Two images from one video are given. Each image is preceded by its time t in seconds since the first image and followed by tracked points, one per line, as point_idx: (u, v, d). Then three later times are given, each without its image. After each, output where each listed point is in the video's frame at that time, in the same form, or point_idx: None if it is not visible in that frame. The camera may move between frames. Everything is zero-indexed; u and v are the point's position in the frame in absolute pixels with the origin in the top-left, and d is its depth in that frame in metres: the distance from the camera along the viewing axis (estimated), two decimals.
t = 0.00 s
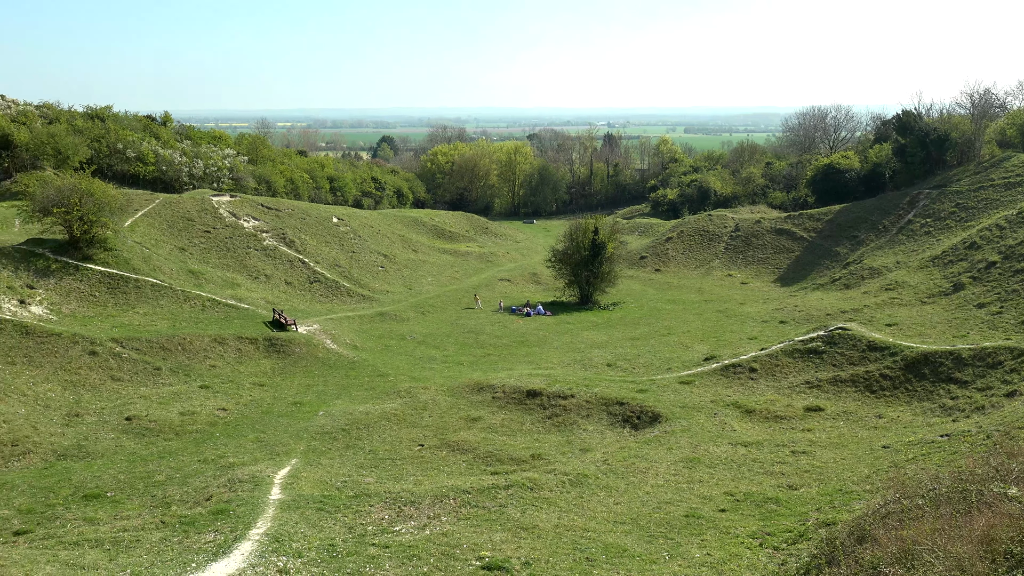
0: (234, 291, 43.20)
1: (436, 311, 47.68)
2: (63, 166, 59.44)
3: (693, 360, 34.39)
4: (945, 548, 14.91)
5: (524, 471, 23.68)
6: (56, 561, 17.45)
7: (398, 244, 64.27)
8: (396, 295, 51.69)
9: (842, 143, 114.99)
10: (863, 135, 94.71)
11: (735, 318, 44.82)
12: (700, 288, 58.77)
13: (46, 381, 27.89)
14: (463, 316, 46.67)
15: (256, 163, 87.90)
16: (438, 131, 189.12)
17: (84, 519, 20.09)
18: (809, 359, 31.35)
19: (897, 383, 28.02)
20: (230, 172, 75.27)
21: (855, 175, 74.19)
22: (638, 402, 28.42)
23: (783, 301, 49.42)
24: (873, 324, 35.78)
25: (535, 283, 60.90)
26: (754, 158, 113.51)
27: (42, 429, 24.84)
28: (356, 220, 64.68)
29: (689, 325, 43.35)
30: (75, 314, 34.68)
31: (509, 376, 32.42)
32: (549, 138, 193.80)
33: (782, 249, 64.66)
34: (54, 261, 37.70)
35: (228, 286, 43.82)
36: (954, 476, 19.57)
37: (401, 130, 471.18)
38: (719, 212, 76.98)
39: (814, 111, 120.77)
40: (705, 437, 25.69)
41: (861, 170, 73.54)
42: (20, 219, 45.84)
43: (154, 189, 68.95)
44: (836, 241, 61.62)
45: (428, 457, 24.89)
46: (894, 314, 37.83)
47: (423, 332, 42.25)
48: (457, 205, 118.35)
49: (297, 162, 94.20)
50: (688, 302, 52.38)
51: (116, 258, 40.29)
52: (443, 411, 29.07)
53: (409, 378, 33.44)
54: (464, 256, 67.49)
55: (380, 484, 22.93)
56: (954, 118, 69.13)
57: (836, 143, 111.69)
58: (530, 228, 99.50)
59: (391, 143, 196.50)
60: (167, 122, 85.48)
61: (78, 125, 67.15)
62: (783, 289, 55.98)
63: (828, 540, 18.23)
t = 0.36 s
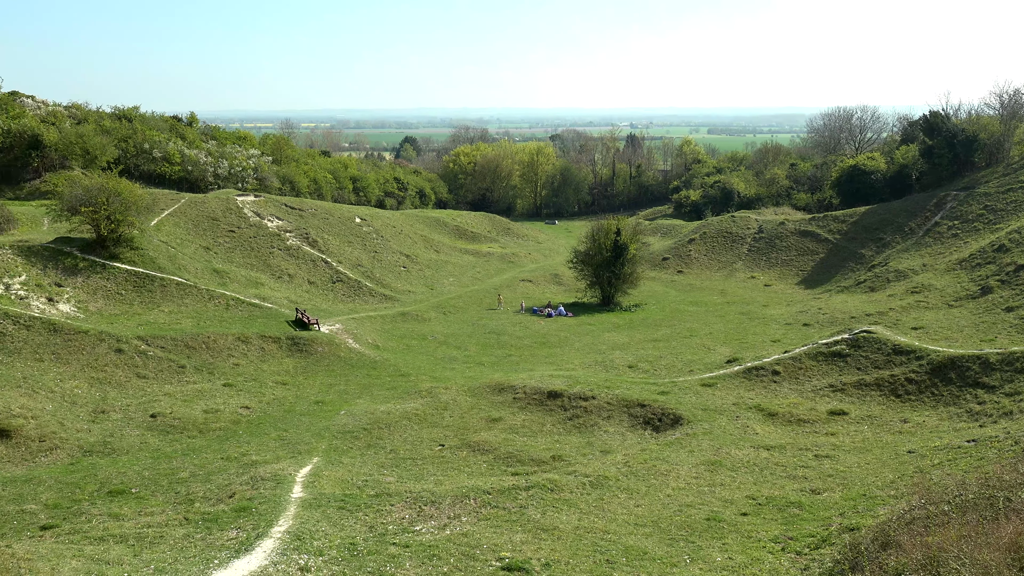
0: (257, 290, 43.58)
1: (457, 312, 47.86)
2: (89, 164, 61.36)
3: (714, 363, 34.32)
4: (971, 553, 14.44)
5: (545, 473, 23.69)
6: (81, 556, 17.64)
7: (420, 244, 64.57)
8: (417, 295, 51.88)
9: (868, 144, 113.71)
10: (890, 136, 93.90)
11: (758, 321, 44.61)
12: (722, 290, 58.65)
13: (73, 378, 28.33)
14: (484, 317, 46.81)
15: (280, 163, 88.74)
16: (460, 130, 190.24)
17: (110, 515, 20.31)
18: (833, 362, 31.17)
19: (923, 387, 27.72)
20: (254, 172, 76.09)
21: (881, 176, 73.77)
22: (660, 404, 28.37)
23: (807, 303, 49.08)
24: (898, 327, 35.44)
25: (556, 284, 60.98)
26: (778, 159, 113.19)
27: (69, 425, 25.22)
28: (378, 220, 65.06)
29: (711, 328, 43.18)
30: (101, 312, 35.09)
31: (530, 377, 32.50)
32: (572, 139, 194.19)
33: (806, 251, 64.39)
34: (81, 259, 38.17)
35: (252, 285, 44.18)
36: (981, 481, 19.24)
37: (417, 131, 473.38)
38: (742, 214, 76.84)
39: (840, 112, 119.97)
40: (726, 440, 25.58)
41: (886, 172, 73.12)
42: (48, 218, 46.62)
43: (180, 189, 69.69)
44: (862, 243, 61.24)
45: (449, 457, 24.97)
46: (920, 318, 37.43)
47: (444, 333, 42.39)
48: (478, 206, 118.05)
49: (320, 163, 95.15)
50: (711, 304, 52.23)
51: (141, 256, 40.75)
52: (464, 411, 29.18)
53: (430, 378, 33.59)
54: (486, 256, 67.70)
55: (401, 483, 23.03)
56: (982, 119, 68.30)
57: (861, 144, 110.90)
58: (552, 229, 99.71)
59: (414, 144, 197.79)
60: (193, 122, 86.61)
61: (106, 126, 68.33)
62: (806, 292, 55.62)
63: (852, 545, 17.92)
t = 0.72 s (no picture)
0: (279, 289, 43.89)
1: (477, 311, 47.97)
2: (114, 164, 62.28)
3: (735, 363, 34.22)
4: (997, 556, 14.14)
5: (564, 472, 23.73)
6: (107, 551, 17.85)
7: (440, 243, 64.76)
8: (437, 294, 52.05)
9: (892, 143, 112.37)
10: (915, 134, 92.88)
11: (780, 320, 44.34)
12: (744, 290, 58.51)
13: (98, 375, 28.73)
14: (504, 316, 46.91)
15: (301, 163, 89.36)
16: (481, 130, 190.22)
17: (134, 511, 20.54)
18: (856, 362, 30.99)
19: (947, 388, 27.42)
20: (276, 172, 76.65)
21: (905, 175, 73.17)
22: (680, 404, 28.29)
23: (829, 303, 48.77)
24: (923, 328, 35.08)
25: (576, 283, 60.96)
26: (801, 157, 112.48)
27: (94, 422, 25.58)
28: (399, 220, 65.29)
29: (733, 327, 42.94)
30: (126, 310, 35.48)
31: (550, 376, 32.53)
32: (592, 139, 193.80)
33: (829, 250, 64.03)
34: (106, 258, 38.61)
35: (274, 284, 44.50)
36: (1007, 483, 18.96)
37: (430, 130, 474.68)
38: (764, 213, 76.52)
39: (864, 110, 118.84)
40: (747, 440, 25.48)
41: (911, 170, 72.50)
42: (73, 217, 47.30)
43: (203, 189, 70.27)
44: (886, 242, 60.74)
45: (469, 456, 25.05)
46: (945, 318, 37.01)
47: (464, 331, 42.47)
48: (498, 205, 117.92)
49: (341, 162, 95.71)
50: (732, 303, 52.04)
51: (165, 255, 41.15)
52: (484, 410, 29.26)
53: (449, 377, 33.70)
54: (506, 255, 67.79)
55: (421, 481, 23.12)
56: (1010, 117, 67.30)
57: (886, 142, 109.76)
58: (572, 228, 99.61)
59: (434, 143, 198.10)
60: (216, 122, 87.52)
61: (131, 126, 69.32)
62: (828, 291, 55.33)
63: (874, 547, 17.71)
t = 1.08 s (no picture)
0: (304, 288, 44.22)
1: (500, 310, 48.10)
2: (142, 164, 63.20)
3: (759, 363, 34.06)
4: None
5: (587, 471, 23.73)
6: (134, 547, 18.07)
7: (463, 242, 64.96)
8: (460, 293, 52.22)
9: (920, 141, 110.77)
10: (944, 132, 91.68)
11: (805, 320, 44.02)
12: (769, 289, 58.24)
13: (126, 373, 29.15)
14: (527, 315, 46.99)
15: (325, 163, 90.04)
16: (502, 130, 190.70)
17: (161, 507, 20.77)
18: (883, 363, 30.74)
19: (976, 389, 27.08)
20: (300, 172, 77.19)
21: (933, 173, 72.38)
22: (704, 404, 28.20)
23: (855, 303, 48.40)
24: (952, 328, 34.64)
25: (599, 283, 60.86)
26: (827, 156, 111.66)
27: (122, 419, 25.97)
28: (422, 219, 65.56)
29: (757, 327, 42.70)
30: (153, 308, 35.90)
31: (573, 375, 32.60)
32: (616, 138, 193.00)
33: (855, 250, 63.57)
34: (133, 257, 39.10)
35: (298, 283, 44.87)
36: None
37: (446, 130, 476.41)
38: (789, 211, 76.18)
39: (891, 107, 117.50)
40: (772, 441, 25.35)
41: (939, 169, 71.70)
42: (101, 216, 48.05)
43: (228, 189, 70.92)
44: (912, 242, 60.08)
45: (492, 455, 25.12)
46: (976, 319, 36.46)
47: (487, 331, 42.59)
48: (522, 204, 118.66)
49: (365, 162, 96.37)
50: (756, 303, 51.75)
51: (190, 254, 41.59)
52: (507, 410, 29.33)
53: (473, 376, 33.83)
54: (529, 254, 67.89)
55: (444, 480, 23.23)
56: None
57: (914, 139, 108.48)
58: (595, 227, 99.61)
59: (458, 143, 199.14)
60: (242, 123, 88.46)
61: (159, 126, 70.40)
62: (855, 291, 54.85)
63: (902, 549, 17.49)
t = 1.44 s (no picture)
0: (327, 285, 44.49)
1: (522, 309, 48.17)
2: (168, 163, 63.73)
3: (783, 363, 33.87)
4: None
5: (609, 471, 23.70)
6: (160, 541, 18.27)
7: (486, 241, 65.09)
8: (482, 292, 52.30)
9: (948, 139, 109.26)
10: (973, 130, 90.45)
11: (830, 320, 43.67)
12: (793, 288, 57.88)
13: (151, 369, 29.53)
14: (549, 314, 46.99)
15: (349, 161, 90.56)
16: (527, 129, 190.79)
17: (186, 502, 20.99)
18: (909, 364, 30.47)
19: (1005, 391, 26.72)
20: (324, 170, 77.07)
21: (962, 172, 71.56)
22: (727, 404, 28.08)
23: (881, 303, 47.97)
24: (981, 329, 34.20)
25: (621, 282, 60.72)
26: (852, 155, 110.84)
27: (148, 414, 26.30)
28: (445, 217, 65.79)
29: (781, 327, 42.41)
30: (179, 305, 36.29)
31: (595, 374, 32.64)
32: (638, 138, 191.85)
33: (881, 250, 63.02)
34: (160, 255, 39.55)
35: (321, 280, 45.20)
36: None
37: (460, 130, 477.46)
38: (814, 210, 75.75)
39: (919, 105, 116.00)
40: (796, 442, 25.20)
41: (968, 167, 70.88)
42: (127, 214, 48.78)
43: (254, 187, 71.02)
44: (940, 242, 59.35)
45: (513, 453, 25.16)
46: (1005, 320, 35.92)
47: (509, 329, 42.67)
48: (545, 203, 118.32)
49: (389, 160, 96.91)
50: (780, 303, 51.44)
51: (216, 252, 42.00)
52: (528, 408, 29.37)
53: (494, 374, 33.93)
54: (551, 253, 67.91)
55: (466, 478, 23.30)
56: None
57: (942, 138, 107.12)
58: (617, 225, 99.56)
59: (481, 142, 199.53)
60: (267, 122, 89.34)
61: (185, 125, 71.44)
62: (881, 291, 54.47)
63: (928, 551, 17.28)
